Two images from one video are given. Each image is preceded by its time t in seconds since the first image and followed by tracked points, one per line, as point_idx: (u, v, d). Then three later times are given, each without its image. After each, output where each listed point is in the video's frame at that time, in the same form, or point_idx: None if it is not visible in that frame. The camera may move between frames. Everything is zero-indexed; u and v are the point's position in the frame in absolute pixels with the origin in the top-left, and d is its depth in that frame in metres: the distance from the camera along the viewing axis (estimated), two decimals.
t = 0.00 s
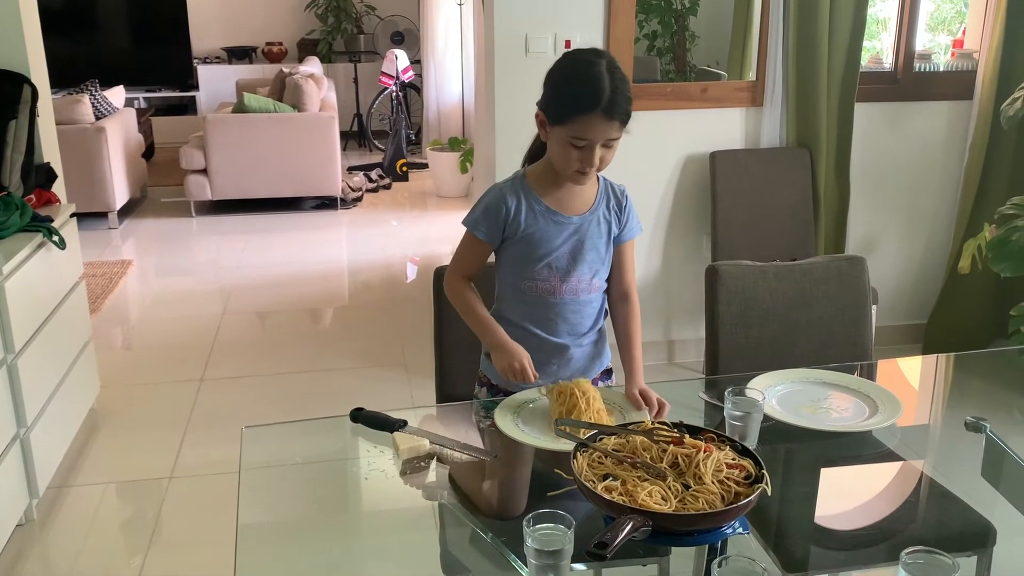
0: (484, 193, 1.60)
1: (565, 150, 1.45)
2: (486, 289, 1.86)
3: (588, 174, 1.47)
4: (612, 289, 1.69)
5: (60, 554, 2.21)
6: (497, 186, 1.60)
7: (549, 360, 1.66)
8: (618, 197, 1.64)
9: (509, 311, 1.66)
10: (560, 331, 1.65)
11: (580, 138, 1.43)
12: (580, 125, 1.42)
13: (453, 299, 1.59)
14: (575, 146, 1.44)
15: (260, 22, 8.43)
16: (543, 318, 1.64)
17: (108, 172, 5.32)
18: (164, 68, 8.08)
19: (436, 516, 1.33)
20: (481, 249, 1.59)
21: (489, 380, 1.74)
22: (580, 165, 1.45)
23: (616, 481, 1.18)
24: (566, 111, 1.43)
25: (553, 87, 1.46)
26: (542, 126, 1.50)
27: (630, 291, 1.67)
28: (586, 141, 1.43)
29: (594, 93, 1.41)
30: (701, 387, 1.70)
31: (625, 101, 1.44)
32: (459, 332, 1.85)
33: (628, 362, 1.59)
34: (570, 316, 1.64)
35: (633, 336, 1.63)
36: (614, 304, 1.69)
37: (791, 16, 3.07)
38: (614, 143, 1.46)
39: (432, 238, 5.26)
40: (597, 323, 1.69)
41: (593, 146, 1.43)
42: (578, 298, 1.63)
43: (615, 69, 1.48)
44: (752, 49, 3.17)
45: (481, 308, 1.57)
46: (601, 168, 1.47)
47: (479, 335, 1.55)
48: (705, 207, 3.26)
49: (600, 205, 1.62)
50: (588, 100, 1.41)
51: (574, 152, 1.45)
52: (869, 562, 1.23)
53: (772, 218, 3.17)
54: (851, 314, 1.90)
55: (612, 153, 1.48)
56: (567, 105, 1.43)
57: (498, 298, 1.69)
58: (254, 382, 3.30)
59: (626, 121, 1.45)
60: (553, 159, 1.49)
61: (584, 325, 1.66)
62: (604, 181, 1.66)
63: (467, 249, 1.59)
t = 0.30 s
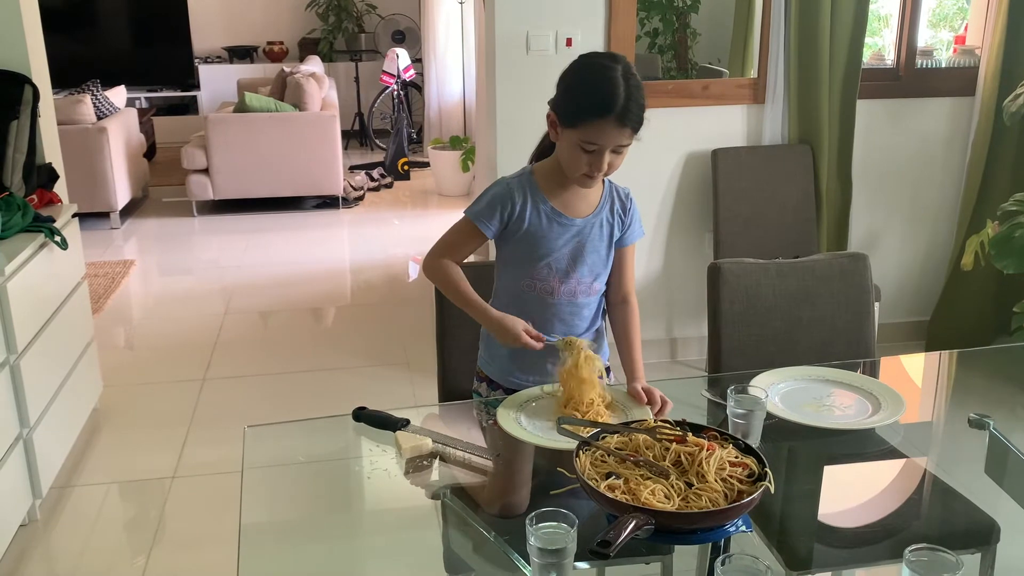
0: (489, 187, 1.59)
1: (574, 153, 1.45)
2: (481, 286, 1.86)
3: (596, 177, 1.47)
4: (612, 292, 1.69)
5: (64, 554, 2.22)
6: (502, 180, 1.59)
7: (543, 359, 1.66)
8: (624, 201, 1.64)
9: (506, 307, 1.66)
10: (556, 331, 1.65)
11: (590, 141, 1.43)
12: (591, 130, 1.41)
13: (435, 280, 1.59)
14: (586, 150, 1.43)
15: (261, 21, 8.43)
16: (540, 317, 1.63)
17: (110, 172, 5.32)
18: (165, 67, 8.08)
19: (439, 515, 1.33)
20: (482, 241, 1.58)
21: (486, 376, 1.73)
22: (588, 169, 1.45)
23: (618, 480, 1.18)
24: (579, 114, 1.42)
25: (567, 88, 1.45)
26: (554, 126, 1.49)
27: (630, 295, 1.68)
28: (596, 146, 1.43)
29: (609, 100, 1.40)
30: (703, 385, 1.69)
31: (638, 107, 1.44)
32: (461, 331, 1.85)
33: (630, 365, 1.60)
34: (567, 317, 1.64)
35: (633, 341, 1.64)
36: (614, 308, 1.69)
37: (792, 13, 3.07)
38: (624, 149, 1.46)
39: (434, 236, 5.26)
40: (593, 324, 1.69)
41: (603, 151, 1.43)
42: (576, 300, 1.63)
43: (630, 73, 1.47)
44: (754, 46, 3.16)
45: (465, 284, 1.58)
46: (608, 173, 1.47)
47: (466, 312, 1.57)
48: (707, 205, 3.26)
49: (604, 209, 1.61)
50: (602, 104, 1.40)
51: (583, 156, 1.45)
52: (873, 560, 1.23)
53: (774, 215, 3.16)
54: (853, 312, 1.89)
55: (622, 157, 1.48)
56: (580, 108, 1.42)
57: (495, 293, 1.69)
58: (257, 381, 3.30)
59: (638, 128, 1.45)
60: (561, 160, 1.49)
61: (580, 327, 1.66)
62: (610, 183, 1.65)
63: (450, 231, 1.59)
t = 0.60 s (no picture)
0: (491, 188, 1.59)
1: (575, 151, 1.45)
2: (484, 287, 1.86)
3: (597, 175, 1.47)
4: (614, 290, 1.69)
5: (69, 554, 2.22)
6: (504, 181, 1.59)
7: (546, 358, 1.66)
8: (625, 198, 1.64)
9: (509, 307, 1.66)
10: (559, 330, 1.65)
11: (591, 139, 1.42)
12: (592, 127, 1.41)
13: (447, 291, 1.58)
14: (586, 148, 1.43)
15: (263, 22, 8.43)
16: (543, 316, 1.63)
17: (113, 173, 5.33)
18: (168, 68, 8.09)
19: (443, 514, 1.33)
20: (486, 244, 1.58)
21: (489, 375, 1.73)
22: (590, 167, 1.45)
23: (622, 479, 1.18)
24: (579, 111, 1.42)
25: (568, 87, 1.45)
26: (555, 125, 1.49)
27: (631, 293, 1.68)
28: (597, 143, 1.43)
29: (610, 97, 1.40)
30: (708, 383, 1.69)
31: (638, 104, 1.44)
32: (464, 331, 1.85)
33: (632, 363, 1.60)
34: (570, 316, 1.64)
35: (636, 337, 1.64)
36: (616, 306, 1.69)
37: (794, 12, 3.07)
38: (625, 146, 1.45)
39: (437, 236, 5.26)
40: (596, 322, 1.69)
41: (604, 148, 1.43)
42: (580, 298, 1.63)
43: (631, 72, 1.47)
44: (756, 45, 3.16)
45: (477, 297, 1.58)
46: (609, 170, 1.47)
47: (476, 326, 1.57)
48: (710, 203, 3.26)
49: (605, 207, 1.61)
50: (603, 102, 1.40)
51: (584, 153, 1.44)
52: (877, 558, 1.23)
53: (777, 213, 3.16)
54: (858, 309, 1.89)
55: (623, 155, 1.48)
56: (581, 106, 1.42)
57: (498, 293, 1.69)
58: (262, 380, 3.31)
59: (638, 125, 1.45)
60: (563, 159, 1.49)
61: (583, 325, 1.66)
62: (610, 181, 1.65)
63: (463, 239, 1.59)
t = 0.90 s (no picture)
0: (479, 199, 1.59)
1: (553, 124, 1.48)
2: (477, 291, 1.86)
3: (581, 147, 1.47)
4: (616, 287, 1.72)
5: (74, 554, 2.23)
6: (492, 191, 1.59)
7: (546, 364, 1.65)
8: (616, 200, 1.64)
9: (505, 317, 1.66)
10: (558, 338, 1.64)
11: (566, 105, 1.46)
12: (564, 93, 1.46)
13: (437, 300, 1.60)
14: (562, 116, 1.47)
15: (266, 22, 8.44)
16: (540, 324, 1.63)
17: (116, 174, 5.34)
18: (171, 69, 8.10)
19: (446, 514, 1.33)
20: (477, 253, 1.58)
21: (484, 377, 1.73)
22: (570, 134, 1.46)
23: (625, 478, 1.18)
24: (551, 83, 1.48)
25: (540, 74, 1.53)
26: (534, 120, 1.55)
27: (634, 289, 1.70)
28: (572, 108, 1.46)
29: (576, 59, 1.47)
30: (711, 383, 1.69)
31: (610, 73, 1.49)
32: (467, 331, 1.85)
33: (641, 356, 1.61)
34: (567, 322, 1.63)
35: (643, 332, 1.65)
36: (620, 303, 1.72)
37: (797, 10, 3.06)
38: (603, 115, 1.48)
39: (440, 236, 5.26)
40: (595, 328, 1.68)
41: (580, 112, 1.46)
42: (576, 304, 1.62)
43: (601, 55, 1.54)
44: (758, 43, 3.15)
45: (466, 301, 1.60)
46: (592, 142, 1.47)
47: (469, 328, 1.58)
48: (713, 202, 3.25)
49: (597, 210, 1.61)
50: (572, 66, 1.47)
51: (562, 123, 1.47)
52: (881, 557, 1.22)
53: (780, 212, 3.16)
54: (861, 308, 1.89)
55: (606, 129, 1.49)
56: (551, 79, 1.48)
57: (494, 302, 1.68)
58: (265, 380, 3.32)
59: (613, 94, 1.49)
60: (546, 146, 1.51)
61: (581, 331, 1.65)
62: (601, 183, 1.65)
63: (451, 249, 1.60)
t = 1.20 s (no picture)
0: (488, 200, 1.58)
1: (563, 130, 1.48)
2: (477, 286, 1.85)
3: (591, 151, 1.47)
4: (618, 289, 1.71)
5: (76, 553, 2.23)
6: (502, 194, 1.58)
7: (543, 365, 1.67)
8: (625, 206, 1.63)
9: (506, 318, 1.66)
10: (558, 339, 1.65)
11: (575, 110, 1.47)
12: (572, 98, 1.47)
13: (435, 292, 1.61)
14: (572, 122, 1.47)
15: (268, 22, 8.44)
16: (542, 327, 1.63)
17: (118, 173, 5.35)
18: (173, 68, 8.11)
19: (448, 514, 1.33)
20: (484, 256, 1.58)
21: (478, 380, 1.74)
22: (580, 138, 1.47)
23: (627, 478, 1.18)
24: (559, 90, 1.49)
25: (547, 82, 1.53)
26: (542, 129, 1.55)
27: (635, 291, 1.69)
28: (581, 114, 1.46)
29: (583, 64, 1.48)
30: (712, 382, 1.69)
31: (618, 77, 1.49)
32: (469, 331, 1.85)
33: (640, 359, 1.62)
34: (570, 326, 1.64)
35: (643, 337, 1.66)
36: (619, 305, 1.72)
37: (799, 10, 3.06)
38: (613, 119, 1.48)
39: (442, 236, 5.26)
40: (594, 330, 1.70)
41: (589, 117, 1.46)
42: (580, 309, 1.63)
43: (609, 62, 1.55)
44: (760, 43, 3.15)
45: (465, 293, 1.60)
46: (603, 146, 1.47)
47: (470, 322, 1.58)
48: (714, 202, 3.25)
49: (607, 217, 1.60)
50: (580, 71, 1.47)
51: (572, 127, 1.47)
52: (882, 557, 1.23)
53: (781, 212, 3.16)
54: (863, 308, 1.89)
55: (616, 133, 1.49)
56: (559, 85, 1.49)
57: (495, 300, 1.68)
58: (267, 380, 3.32)
59: (621, 98, 1.49)
60: (555, 152, 1.51)
61: (582, 332, 1.67)
62: (610, 186, 1.64)
63: (457, 246, 1.59)
